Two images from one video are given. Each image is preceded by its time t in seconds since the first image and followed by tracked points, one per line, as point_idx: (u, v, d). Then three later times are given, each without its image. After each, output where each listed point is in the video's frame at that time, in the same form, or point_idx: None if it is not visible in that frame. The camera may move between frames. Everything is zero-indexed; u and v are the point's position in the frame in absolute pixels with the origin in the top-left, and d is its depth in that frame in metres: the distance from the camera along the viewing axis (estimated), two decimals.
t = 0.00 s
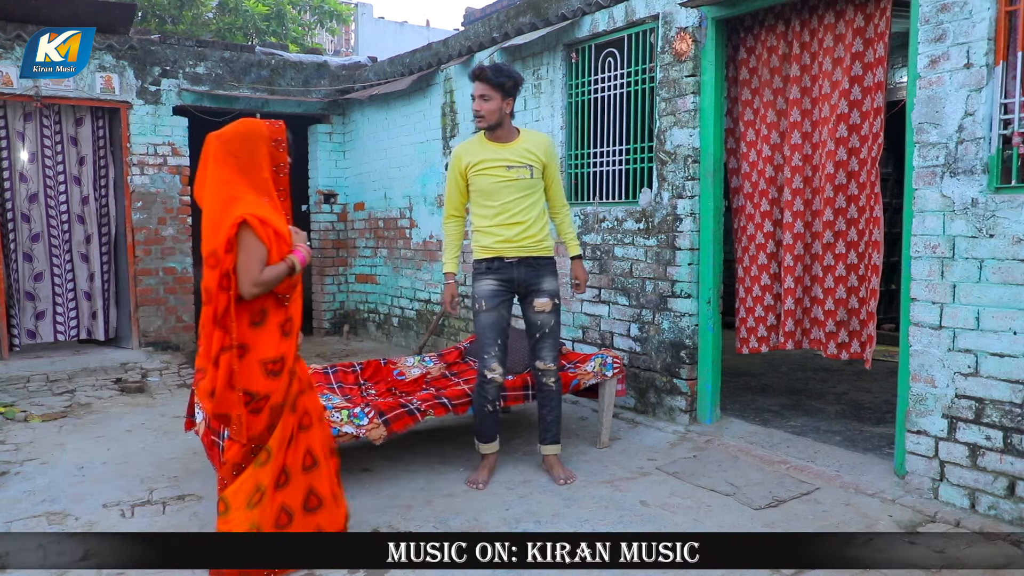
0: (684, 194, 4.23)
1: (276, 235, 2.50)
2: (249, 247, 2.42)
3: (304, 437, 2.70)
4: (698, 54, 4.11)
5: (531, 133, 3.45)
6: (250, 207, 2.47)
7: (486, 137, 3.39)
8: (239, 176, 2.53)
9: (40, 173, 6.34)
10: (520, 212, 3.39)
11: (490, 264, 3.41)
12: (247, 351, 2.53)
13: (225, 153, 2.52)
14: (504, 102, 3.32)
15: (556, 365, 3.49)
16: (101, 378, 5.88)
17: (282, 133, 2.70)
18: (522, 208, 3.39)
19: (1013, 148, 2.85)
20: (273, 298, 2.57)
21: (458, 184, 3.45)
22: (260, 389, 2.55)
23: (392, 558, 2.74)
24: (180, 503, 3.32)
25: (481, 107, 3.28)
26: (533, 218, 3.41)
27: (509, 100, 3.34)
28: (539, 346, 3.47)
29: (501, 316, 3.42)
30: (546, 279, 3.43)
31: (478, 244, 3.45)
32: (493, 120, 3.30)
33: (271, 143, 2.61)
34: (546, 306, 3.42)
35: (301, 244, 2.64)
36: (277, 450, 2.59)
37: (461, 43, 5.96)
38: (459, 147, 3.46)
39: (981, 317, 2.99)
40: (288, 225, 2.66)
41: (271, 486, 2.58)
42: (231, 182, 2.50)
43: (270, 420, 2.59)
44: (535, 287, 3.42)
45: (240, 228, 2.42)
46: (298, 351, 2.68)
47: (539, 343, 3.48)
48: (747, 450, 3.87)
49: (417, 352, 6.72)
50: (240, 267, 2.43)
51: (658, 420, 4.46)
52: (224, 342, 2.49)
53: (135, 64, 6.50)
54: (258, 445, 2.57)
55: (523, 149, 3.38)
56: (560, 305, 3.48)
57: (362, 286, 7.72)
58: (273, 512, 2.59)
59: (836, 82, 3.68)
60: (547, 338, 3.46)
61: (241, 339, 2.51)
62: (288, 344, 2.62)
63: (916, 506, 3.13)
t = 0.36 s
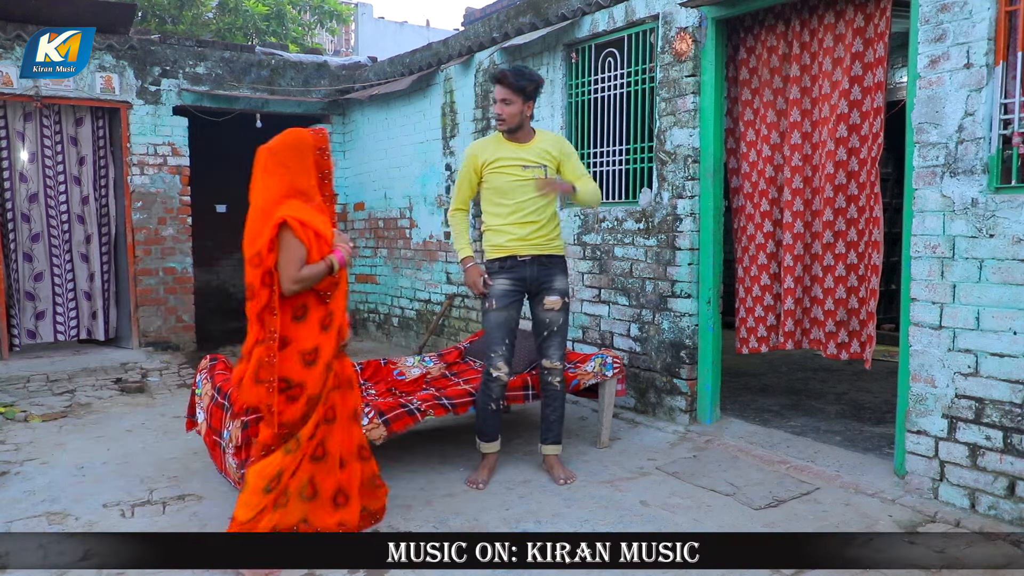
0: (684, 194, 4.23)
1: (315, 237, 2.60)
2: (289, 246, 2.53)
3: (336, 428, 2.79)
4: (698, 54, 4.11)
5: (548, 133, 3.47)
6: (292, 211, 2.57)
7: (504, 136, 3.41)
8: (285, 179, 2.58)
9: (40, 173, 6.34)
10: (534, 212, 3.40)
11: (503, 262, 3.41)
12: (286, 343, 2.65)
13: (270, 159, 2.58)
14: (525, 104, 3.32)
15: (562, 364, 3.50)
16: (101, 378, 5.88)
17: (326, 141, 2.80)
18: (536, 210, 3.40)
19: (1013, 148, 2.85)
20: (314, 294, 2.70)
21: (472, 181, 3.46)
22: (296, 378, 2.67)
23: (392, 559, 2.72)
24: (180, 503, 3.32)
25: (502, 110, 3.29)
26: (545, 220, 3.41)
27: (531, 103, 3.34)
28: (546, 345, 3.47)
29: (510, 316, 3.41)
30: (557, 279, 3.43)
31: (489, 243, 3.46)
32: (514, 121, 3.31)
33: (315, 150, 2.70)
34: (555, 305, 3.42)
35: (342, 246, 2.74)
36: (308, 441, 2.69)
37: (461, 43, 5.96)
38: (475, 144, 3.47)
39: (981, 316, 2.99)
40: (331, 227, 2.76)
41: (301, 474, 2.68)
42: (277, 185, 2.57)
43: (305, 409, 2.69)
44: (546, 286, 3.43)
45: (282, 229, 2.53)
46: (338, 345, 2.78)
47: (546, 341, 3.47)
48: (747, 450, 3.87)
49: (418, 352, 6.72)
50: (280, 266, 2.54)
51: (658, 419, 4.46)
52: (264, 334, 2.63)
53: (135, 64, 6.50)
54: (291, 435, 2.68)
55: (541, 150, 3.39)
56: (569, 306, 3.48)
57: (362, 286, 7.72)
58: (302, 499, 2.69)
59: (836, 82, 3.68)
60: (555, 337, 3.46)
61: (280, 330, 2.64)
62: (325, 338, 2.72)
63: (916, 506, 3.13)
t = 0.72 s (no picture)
0: (684, 194, 4.23)
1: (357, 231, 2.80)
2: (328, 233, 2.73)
3: (355, 417, 2.90)
4: (698, 54, 4.11)
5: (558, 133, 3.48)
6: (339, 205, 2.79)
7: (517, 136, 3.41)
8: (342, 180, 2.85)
9: (40, 173, 6.34)
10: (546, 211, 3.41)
11: (510, 262, 3.42)
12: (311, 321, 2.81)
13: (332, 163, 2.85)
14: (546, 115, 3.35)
15: (566, 364, 3.50)
16: (101, 378, 5.88)
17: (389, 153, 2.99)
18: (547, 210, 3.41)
19: (1013, 148, 2.85)
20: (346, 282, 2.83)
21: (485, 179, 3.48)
22: (317, 355, 2.80)
23: (392, 558, 2.72)
24: (181, 503, 3.32)
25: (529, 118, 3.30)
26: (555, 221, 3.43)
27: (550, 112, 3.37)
28: (551, 344, 3.47)
29: (516, 315, 3.42)
30: (563, 279, 3.42)
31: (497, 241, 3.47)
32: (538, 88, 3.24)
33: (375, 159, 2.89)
34: (560, 304, 3.41)
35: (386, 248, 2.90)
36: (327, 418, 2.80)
37: (461, 43, 5.96)
38: (488, 143, 3.47)
39: (981, 316, 2.99)
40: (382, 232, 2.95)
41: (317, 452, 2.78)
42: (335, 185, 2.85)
43: (325, 387, 2.80)
44: (552, 285, 3.42)
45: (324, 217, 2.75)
46: (366, 336, 2.89)
47: (551, 341, 3.47)
48: (747, 450, 3.87)
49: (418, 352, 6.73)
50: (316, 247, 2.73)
51: (658, 419, 4.46)
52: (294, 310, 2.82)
53: (135, 64, 6.50)
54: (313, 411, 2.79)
55: (554, 151, 3.40)
56: (575, 306, 3.47)
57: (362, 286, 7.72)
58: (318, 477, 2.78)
59: (836, 83, 3.68)
60: (559, 336, 3.45)
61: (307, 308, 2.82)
62: (352, 326, 2.85)
63: (916, 506, 3.13)
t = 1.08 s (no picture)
0: (684, 194, 4.23)
1: (357, 229, 2.82)
2: (332, 240, 2.78)
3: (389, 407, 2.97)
4: (698, 54, 4.11)
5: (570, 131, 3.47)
6: (335, 209, 2.81)
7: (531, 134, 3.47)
8: (332, 180, 2.85)
9: (40, 173, 6.34)
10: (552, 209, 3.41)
11: (519, 260, 3.47)
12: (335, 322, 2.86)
13: (316, 164, 2.83)
14: (549, 105, 3.34)
15: (574, 365, 3.49)
16: (101, 378, 5.88)
17: (370, 137, 2.95)
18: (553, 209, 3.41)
19: (1013, 148, 2.85)
20: (361, 279, 2.87)
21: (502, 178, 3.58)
22: (346, 355, 2.86)
23: (392, 558, 2.72)
24: (181, 503, 3.32)
25: (527, 107, 3.30)
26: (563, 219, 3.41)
27: (554, 103, 3.36)
28: (557, 344, 3.48)
29: (528, 313, 3.46)
30: (570, 279, 3.41)
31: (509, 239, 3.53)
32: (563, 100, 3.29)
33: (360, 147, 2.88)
34: (567, 304, 3.41)
35: (389, 234, 2.92)
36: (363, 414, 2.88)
37: (461, 43, 5.96)
38: (505, 140, 3.58)
39: (981, 317, 2.99)
40: (380, 218, 2.96)
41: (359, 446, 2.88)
42: (326, 184, 2.85)
43: (358, 385, 2.87)
44: (559, 284, 3.42)
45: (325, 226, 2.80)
46: (390, 327, 2.95)
47: (558, 340, 3.48)
48: (747, 450, 3.87)
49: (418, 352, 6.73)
50: (325, 257, 2.80)
51: (658, 420, 4.46)
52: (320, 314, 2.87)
53: (135, 64, 6.50)
54: (348, 410, 2.86)
55: (564, 148, 3.39)
56: (583, 306, 3.45)
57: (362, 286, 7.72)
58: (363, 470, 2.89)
59: (836, 82, 3.68)
60: (566, 337, 3.45)
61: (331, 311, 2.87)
62: (376, 319, 2.91)
63: (916, 506, 3.13)
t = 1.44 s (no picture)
0: (684, 194, 4.23)
1: (345, 233, 2.82)
2: (318, 245, 2.80)
3: (388, 408, 2.98)
4: (698, 54, 4.11)
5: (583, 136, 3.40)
6: (320, 211, 2.80)
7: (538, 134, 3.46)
8: (318, 183, 2.85)
9: (40, 173, 6.34)
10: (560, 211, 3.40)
11: (530, 260, 3.48)
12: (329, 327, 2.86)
13: (304, 167, 2.84)
14: (553, 102, 3.32)
15: (601, 369, 3.45)
16: (101, 378, 5.88)
17: (356, 138, 2.96)
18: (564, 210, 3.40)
19: (1013, 148, 2.85)
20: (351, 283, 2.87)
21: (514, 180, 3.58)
22: (341, 359, 2.86)
23: (392, 558, 2.72)
24: (181, 503, 3.32)
25: (529, 109, 3.31)
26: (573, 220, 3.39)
27: (557, 99, 3.33)
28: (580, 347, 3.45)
29: (540, 314, 3.48)
30: (582, 281, 3.37)
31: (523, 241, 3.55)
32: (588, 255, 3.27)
33: (346, 147, 2.90)
34: (582, 305, 3.37)
35: (380, 243, 2.91)
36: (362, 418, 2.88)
37: (461, 43, 5.97)
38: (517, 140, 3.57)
39: (981, 316, 2.99)
40: (372, 222, 2.95)
41: (359, 450, 2.88)
42: (312, 189, 2.85)
43: (355, 389, 2.87)
44: (571, 286, 3.40)
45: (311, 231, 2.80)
46: (385, 328, 2.95)
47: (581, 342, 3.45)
48: (747, 450, 3.87)
49: (418, 352, 6.73)
50: (313, 262, 2.81)
51: (658, 420, 4.46)
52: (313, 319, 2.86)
53: (135, 64, 6.50)
54: (348, 415, 2.86)
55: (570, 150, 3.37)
56: (600, 306, 3.40)
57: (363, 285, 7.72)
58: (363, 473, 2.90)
59: (836, 82, 3.68)
60: (587, 339, 3.41)
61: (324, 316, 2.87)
62: (370, 322, 2.90)
63: (916, 506, 3.13)
